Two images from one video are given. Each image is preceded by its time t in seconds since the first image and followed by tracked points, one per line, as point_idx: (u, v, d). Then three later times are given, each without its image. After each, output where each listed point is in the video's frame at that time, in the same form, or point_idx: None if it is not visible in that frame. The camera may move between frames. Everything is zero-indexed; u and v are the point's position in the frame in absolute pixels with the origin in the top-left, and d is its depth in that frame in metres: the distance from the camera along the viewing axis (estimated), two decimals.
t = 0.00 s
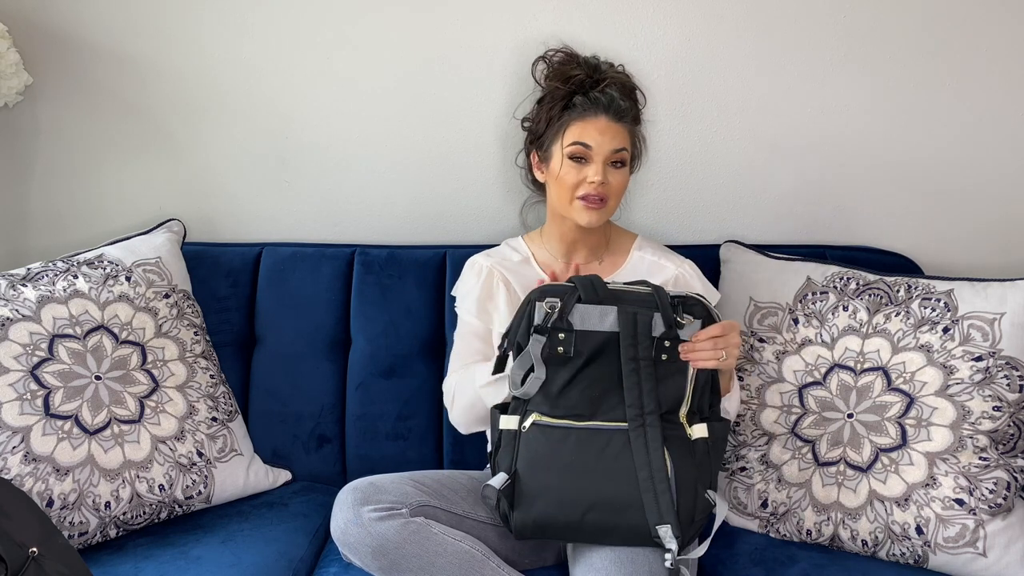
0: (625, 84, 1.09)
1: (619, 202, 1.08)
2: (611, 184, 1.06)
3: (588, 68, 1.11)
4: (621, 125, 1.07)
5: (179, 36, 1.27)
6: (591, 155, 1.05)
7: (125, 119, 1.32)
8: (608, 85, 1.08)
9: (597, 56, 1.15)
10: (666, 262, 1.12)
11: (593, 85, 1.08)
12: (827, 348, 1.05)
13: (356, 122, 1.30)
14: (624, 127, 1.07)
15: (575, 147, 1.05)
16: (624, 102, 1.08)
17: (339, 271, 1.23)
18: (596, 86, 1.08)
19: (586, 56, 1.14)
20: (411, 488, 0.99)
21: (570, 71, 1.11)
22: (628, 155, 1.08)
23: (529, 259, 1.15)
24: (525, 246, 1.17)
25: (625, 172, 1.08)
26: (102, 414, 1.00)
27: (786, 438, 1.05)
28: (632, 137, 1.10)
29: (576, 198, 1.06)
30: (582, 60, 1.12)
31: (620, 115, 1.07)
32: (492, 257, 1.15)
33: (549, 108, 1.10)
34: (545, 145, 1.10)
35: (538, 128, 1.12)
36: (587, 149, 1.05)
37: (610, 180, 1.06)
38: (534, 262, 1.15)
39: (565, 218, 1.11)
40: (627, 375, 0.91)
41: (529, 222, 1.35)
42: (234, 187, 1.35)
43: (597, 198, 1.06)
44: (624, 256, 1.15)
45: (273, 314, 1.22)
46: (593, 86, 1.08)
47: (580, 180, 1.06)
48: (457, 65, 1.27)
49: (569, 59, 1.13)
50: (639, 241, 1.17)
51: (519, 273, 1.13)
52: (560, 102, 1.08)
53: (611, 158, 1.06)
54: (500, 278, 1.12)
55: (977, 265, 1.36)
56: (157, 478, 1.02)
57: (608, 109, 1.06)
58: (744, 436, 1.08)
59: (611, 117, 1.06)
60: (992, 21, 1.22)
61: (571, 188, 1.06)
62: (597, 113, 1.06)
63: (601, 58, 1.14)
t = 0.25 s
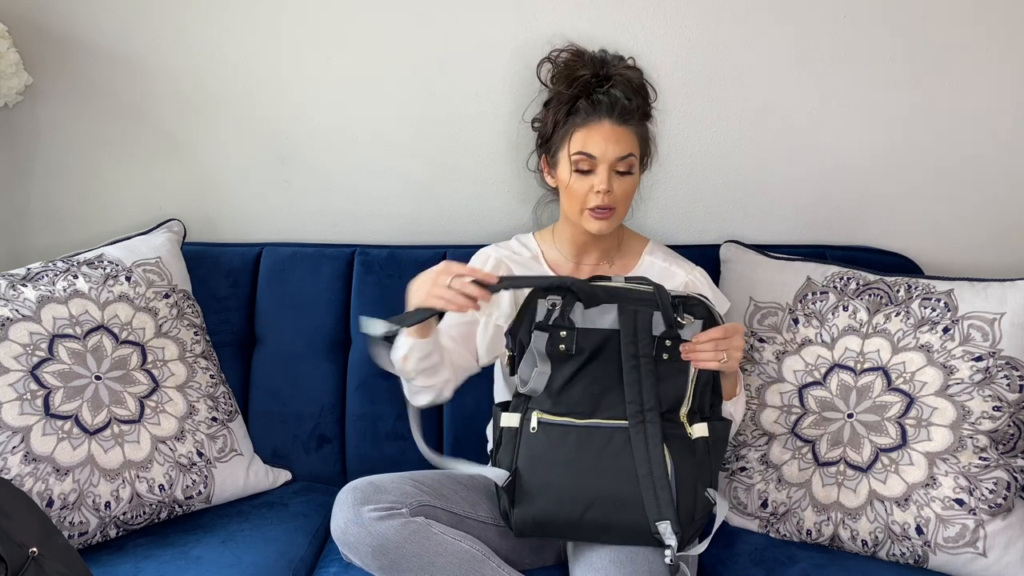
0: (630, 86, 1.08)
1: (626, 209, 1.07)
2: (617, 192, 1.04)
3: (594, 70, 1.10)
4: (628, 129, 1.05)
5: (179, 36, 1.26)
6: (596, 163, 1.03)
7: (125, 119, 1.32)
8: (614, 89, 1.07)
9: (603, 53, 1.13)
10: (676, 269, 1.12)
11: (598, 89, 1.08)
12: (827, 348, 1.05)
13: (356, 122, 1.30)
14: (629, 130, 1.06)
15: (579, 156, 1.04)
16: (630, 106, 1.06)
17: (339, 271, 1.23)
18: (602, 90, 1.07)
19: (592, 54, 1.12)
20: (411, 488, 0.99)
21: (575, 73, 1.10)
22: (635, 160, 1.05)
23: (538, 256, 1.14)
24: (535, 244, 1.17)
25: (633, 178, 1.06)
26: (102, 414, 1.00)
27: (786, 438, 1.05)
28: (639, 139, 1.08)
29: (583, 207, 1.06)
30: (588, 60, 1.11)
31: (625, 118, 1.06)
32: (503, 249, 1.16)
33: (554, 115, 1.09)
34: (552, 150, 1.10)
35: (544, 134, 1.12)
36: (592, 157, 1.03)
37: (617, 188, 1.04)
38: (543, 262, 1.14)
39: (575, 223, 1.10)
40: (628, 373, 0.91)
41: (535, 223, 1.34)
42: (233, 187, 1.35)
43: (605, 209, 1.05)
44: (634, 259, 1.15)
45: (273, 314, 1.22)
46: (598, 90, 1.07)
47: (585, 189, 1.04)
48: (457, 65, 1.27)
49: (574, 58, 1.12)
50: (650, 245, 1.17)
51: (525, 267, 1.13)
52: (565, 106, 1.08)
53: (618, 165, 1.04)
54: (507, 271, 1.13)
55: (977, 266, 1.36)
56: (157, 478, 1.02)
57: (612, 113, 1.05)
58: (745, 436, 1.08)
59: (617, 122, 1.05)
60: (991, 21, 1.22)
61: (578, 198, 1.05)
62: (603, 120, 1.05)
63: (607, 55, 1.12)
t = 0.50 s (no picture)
0: (623, 83, 1.06)
1: (619, 209, 1.07)
2: (609, 193, 1.05)
3: (587, 67, 1.08)
4: (620, 129, 1.05)
5: (179, 36, 1.26)
6: (587, 167, 1.03)
7: (125, 119, 1.32)
8: (605, 88, 1.06)
9: (598, 46, 1.11)
10: (675, 266, 1.13)
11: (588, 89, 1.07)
12: (827, 348, 1.05)
13: (356, 122, 1.30)
14: (621, 130, 1.05)
15: (570, 161, 1.04)
16: (622, 104, 1.05)
17: (339, 271, 1.23)
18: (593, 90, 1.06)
19: (586, 49, 1.10)
20: (410, 488, 0.98)
21: (567, 71, 1.09)
22: (627, 162, 1.05)
23: (539, 255, 1.15)
24: (535, 242, 1.16)
25: (625, 179, 1.06)
26: (102, 414, 1.00)
27: (786, 438, 1.05)
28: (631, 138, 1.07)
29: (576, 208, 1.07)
30: (581, 57, 1.09)
31: (617, 118, 1.05)
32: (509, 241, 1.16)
33: (546, 116, 1.09)
34: (546, 151, 1.10)
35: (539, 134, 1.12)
36: (582, 160, 1.03)
37: (609, 190, 1.05)
38: (543, 259, 1.14)
39: (571, 224, 1.11)
40: (617, 380, 0.92)
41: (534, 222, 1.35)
42: (234, 187, 1.35)
43: (596, 209, 1.06)
44: (632, 257, 1.16)
45: (272, 315, 1.22)
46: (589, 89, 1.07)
47: (578, 193, 1.05)
48: (457, 65, 1.27)
49: (567, 54, 1.10)
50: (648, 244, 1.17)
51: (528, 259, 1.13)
52: (557, 107, 1.07)
53: (609, 168, 1.04)
54: (514, 260, 1.12)
55: (977, 265, 1.36)
56: (157, 478, 1.02)
57: (603, 114, 1.04)
58: (744, 436, 1.08)
59: (608, 122, 1.04)
60: (992, 21, 1.22)
61: (570, 199, 1.06)
62: (594, 121, 1.04)
63: (601, 49, 1.10)
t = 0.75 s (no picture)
0: (626, 85, 1.06)
1: (621, 210, 1.07)
2: (611, 196, 1.04)
3: (589, 68, 1.08)
4: (622, 131, 1.04)
5: (179, 36, 1.26)
6: (589, 169, 1.02)
7: (125, 119, 1.31)
8: (607, 89, 1.05)
9: (599, 47, 1.10)
10: (677, 266, 1.13)
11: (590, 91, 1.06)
12: (827, 348, 1.05)
13: (356, 122, 1.30)
14: (624, 132, 1.04)
15: (573, 163, 1.03)
16: (625, 105, 1.04)
17: (339, 271, 1.23)
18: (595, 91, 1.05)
19: (588, 50, 1.10)
20: (411, 488, 0.99)
21: (569, 73, 1.08)
22: (630, 164, 1.04)
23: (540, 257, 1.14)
24: (536, 243, 1.16)
25: (627, 181, 1.06)
26: (102, 414, 1.00)
27: (786, 438, 1.05)
28: (634, 140, 1.06)
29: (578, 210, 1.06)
30: (582, 58, 1.09)
31: (620, 119, 1.04)
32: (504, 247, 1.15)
33: (548, 117, 1.08)
34: (549, 153, 1.09)
35: (540, 136, 1.11)
36: (584, 163, 1.02)
37: (611, 192, 1.04)
38: (546, 262, 1.13)
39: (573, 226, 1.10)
40: (631, 390, 0.91)
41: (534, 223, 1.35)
42: (233, 187, 1.35)
43: (598, 210, 1.05)
44: (634, 258, 1.15)
45: (272, 315, 1.22)
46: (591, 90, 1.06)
47: (580, 195, 1.04)
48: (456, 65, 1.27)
49: (569, 56, 1.09)
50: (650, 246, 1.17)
51: (528, 264, 1.12)
52: (560, 110, 1.06)
53: (611, 170, 1.03)
54: (512, 268, 1.11)
55: (977, 265, 1.36)
56: (157, 478, 1.02)
57: (606, 116, 1.03)
58: (744, 436, 1.08)
59: (610, 123, 1.03)
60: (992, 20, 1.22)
61: (571, 201, 1.05)
62: (596, 122, 1.03)
63: (602, 50, 1.10)
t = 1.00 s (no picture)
0: (645, 88, 1.06)
1: (629, 212, 1.07)
2: (621, 196, 1.04)
3: (609, 69, 1.08)
4: (638, 133, 1.04)
5: (179, 36, 1.26)
6: (602, 167, 1.02)
7: (125, 119, 1.32)
8: (627, 90, 1.05)
9: (621, 50, 1.11)
10: (677, 267, 1.12)
11: (609, 91, 1.06)
12: (827, 348, 1.05)
13: (356, 122, 1.30)
14: (639, 133, 1.04)
15: (587, 159, 1.03)
16: (642, 107, 1.05)
17: (339, 271, 1.23)
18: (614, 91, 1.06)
19: (609, 51, 1.10)
20: (410, 488, 0.98)
21: (589, 72, 1.08)
22: (642, 166, 1.05)
23: (542, 256, 1.14)
24: (538, 242, 1.16)
25: (638, 183, 1.06)
26: (102, 414, 1.00)
27: (786, 438, 1.05)
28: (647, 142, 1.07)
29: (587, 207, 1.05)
30: (603, 59, 1.09)
31: (637, 120, 1.04)
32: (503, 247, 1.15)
33: (564, 113, 1.08)
34: (561, 149, 1.09)
35: (553, 132, 1.11)
36: (598, 161, 1.02)
37: (621, 192, 1.04)
38: (546, 262, 1.13)
39: (577, 222, 1.10)
40: (612, 404, 0.91)
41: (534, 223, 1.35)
42: (233, 186, 1.35)
43: (607, 209, 1.05)
44: (636, 261, 1.15)
45: (272, 315, 1.22)
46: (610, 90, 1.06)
47: (590, 191, 1.04)
48: (457, 65, 1.27)
49: (590, 55, 1.10)
50: (654, 248, 1.16)
51: (531, 265, 1.13)
52: (576, 106, 1.06)
53: (624, 170, 1.03)
54: (514, 268, 1.11)
55: (977, 266, 1.36)
56: (157, 478, 1.02)
57: (623, 115, 1.03)
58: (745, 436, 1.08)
59: (626, 124, 1.03)
60: (992, 20, 1.22)
61: (581, 198, 1.05)
62: (613, 122, 1.03)
63: (624, 53, 1.10)
